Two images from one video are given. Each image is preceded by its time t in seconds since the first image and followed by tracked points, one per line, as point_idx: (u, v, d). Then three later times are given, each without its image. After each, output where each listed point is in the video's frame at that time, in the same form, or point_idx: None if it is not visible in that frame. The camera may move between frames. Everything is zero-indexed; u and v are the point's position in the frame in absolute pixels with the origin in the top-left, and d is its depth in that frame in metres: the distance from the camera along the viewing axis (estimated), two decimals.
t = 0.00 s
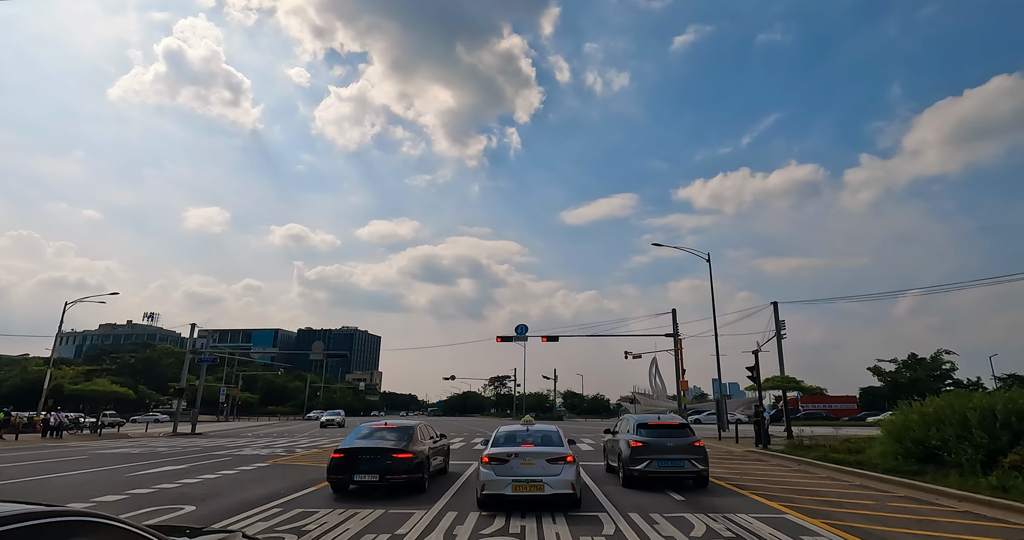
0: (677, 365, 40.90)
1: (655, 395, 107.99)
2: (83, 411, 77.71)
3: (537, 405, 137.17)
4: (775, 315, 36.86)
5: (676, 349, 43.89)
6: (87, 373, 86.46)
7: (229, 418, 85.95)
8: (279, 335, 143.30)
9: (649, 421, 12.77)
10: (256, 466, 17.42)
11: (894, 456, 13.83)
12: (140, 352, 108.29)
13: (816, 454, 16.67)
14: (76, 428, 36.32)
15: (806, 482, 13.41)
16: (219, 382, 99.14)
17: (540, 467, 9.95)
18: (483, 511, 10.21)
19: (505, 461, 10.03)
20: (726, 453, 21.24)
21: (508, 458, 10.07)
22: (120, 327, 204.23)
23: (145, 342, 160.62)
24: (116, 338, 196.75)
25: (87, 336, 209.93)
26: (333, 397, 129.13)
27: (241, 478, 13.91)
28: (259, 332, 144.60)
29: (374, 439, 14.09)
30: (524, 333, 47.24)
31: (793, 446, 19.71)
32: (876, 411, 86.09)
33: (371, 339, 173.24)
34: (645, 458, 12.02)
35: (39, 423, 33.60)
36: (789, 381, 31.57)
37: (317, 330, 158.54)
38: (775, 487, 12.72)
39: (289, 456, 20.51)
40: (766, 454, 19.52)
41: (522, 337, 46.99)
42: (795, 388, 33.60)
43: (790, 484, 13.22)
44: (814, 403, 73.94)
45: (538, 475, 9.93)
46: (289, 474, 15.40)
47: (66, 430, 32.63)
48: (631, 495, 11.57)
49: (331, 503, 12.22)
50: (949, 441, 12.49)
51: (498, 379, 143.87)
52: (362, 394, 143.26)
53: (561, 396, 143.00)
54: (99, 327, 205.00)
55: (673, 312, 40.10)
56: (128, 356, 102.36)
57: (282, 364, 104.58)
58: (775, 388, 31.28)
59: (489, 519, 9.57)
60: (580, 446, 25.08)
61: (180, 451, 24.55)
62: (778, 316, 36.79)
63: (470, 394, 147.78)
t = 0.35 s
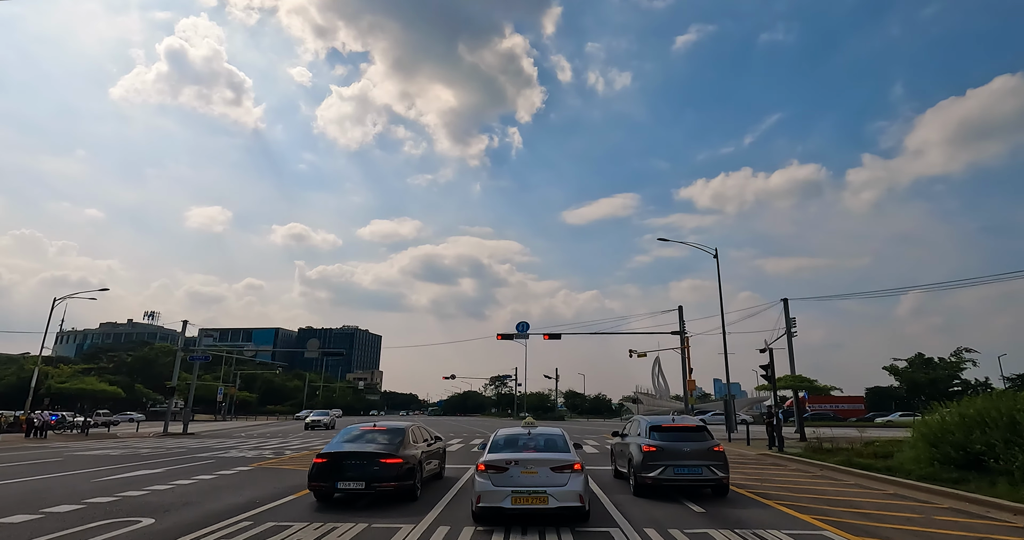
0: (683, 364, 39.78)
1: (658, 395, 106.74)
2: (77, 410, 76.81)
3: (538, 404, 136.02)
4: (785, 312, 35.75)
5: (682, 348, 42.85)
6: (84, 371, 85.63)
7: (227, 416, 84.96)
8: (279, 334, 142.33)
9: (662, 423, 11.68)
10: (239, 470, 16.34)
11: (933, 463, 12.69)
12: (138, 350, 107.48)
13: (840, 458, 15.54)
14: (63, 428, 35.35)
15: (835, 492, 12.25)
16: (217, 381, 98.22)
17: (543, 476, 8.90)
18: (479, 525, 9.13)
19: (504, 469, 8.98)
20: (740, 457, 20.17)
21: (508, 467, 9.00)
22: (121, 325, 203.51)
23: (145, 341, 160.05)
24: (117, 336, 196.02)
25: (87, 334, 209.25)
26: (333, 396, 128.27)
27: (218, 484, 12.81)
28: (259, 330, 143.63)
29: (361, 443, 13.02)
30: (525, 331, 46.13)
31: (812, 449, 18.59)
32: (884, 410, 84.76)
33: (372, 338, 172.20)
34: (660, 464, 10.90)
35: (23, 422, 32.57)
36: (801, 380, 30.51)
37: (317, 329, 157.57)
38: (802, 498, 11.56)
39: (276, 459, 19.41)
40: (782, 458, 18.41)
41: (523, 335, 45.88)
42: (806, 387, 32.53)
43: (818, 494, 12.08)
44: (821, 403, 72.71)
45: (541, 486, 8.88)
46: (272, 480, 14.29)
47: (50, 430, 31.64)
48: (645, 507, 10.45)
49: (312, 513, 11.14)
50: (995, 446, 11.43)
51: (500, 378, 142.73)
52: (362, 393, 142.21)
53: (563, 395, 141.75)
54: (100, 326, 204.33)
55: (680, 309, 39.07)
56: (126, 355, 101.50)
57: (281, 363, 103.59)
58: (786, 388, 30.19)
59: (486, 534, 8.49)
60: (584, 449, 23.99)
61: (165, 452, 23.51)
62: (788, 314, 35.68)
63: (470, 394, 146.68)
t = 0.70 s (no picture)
0: (689, 363, 38.82)
1: (661, 395, 105.73)
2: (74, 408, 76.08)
3: (539, 404, 135.32)
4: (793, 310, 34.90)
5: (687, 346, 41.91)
6: (81, 370, 84.87)
7: (225, 415, 84.08)
8: (279, 333, 141.46)
9: (676, 426, 10.82)
10: (222, 473, 15.43)
11: (967, 468, 11.96)
12: (137, 349, 106.75)
13: (863, 462, 14.71)
14: (53, 427, 34.54)
15: (862, 499, 11.41)
16: (214, 380, 97.35)
17: (547, 487, 8.10)
18: None
19: (503, 478, 8.17)
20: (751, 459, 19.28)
21: (507, 473, 8.21)
22: (121, 324, 202.79)
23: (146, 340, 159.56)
24: (118, 335, 195.46)
25: (88, 334, 208.64)
26: (333, 395, 127.55)
27: (195, 490, 11.94)
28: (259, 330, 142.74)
29: (351, 446, 12.16)
30: (526, 329, 45.19)
31: (829, 451, 17.72)
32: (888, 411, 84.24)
33: (372, 337, 171.51)
34: (674, 471, 10.04)
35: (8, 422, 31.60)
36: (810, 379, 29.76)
37: (318, 328, 156.74)
38: (828, 507, 10.72)
39: (265, 462, 18.55)
40: (797, 462, 17.52)
41: (524, 333, 44.94)
42: (815, 386, 31.70)
43: (844, 502, 11.25)
44: (827, 403, 71.71)
45: (546, 497, 8.08)
46: (256, 485, 13.42)
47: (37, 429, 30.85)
48: (658, 518, 9.52)
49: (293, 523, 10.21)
50: None
51: (501, 378, 142.09)
52: (362, 393, 141.39)
53: (564, 395, 140.80)
54: (100, 325, 203.84)
55: (686, 306, 38.21)
56: (124, 354, 100.78)
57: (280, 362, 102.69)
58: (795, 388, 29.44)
59: None
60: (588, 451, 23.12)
61: (151, 453, 22.64)
62: (796, 311, 34.82)
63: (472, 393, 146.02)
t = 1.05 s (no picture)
0: (694, 362, 38.24)
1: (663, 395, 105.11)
2: (72, 407, 75.56)
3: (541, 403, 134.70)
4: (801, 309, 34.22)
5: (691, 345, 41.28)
6: (80, 369, 84.37)
7: (224, 415, 83.52)
8: (279, 332, 140.92)
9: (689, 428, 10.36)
10: (211, 476, 14.74)
11: (999, 474, 11.25)
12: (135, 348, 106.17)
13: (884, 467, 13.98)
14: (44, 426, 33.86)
15: (890, 506, 10.69)
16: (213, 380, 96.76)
17: (551, 495, 7.87)
18: None
19: (502, 486, 7.95)
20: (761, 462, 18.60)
21: (507, 482, 7.95)
22: (122, 323, 202.37)
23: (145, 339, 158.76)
24: (119, 334, 195.09)
25: (89, 333, 208.26)
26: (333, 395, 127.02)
27: (177, 496, 11.24)
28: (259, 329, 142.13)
29: (342, 449, 11.47)
30: (527, 327, 44.50)
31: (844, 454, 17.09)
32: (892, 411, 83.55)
33: (373, 336, 171.01)
34: (687, 477, 9.62)
35: None
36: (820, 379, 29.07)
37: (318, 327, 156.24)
38: (853, 515, 10.01)
39: (257, 466, 17.88)
40: (810, 464, 16.98)
41: (525, 331, 44.25)
42: (824, 385, 31.00)
43: (870, 509, 10.51)
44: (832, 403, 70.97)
45: (550, 508, 7.83)
46: (241, 491, 12.74)
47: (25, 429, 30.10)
48: (670, 528, 8.87)
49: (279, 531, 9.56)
50: None
51: (502, 378, 141.52)
52: (363, 392, 140.85)
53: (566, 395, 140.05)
54: (101, 324, 203.57)
55: (690, 304, 37.52)
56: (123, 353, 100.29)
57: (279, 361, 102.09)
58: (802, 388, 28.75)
59: None
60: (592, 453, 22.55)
61: (141, 454, 22.00)
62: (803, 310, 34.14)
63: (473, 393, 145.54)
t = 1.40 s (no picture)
0: (698, 361, 37.84)
1: (665, 395, 104.58)
2: (71, 407, 75.10)
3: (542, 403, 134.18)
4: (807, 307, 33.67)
5: (695, 344, 40.78)
6: (78, 368, 83.94)
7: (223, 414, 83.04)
8: (280, 331, 140.56)
9: (699, 434, 11.47)
10: (202, 479, 14.28)
11: None
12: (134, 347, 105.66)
13: (902, 473, 13.39)
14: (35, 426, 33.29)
15: (912, 513, 10.07)
16: (213, 379, 96.21)
17: (553, 504, 7.77)
18: None
19: (501, 493, 7.88)
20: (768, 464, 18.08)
21: (503, 489, 7.86)
22: (121, 322, 201.35)
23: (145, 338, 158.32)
24: (120, 333, 194.16)
25: (90, 332, 207.70)
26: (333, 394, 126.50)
27: (162, 500, 10.75)
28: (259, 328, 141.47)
29: (332, 452, 10.92)
30: (528, 325, 44.01)
31: (856, 457, 16.68)
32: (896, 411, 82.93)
33: (374, 336, 170.67)
34: (699, 481, 10.72)
35: None
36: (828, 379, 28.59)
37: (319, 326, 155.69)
38: (873, 523, 9.40)
39: (251, 468, 17.44)
40: (821, 468, 16.70)
41: (526, 330, 43.71)
42: (831, 385, 30.54)
43: (892, 517, 9.87)
44: (836, 403, 70.47)
45: (553, 518, 7.73)
46: (230, 494, 12.24)
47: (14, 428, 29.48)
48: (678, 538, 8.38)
49: None
50: None
51: (502, 377, 141.02)
52: (363, 391, 140.32)
53: (567, 395, 139.46)
54: (102, 323, 202.95)
55: (694, 302, 36.99)
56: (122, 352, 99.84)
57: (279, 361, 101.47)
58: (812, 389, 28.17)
59: None
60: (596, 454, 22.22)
61: (132, 455, 21.50)
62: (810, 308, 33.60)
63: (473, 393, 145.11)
